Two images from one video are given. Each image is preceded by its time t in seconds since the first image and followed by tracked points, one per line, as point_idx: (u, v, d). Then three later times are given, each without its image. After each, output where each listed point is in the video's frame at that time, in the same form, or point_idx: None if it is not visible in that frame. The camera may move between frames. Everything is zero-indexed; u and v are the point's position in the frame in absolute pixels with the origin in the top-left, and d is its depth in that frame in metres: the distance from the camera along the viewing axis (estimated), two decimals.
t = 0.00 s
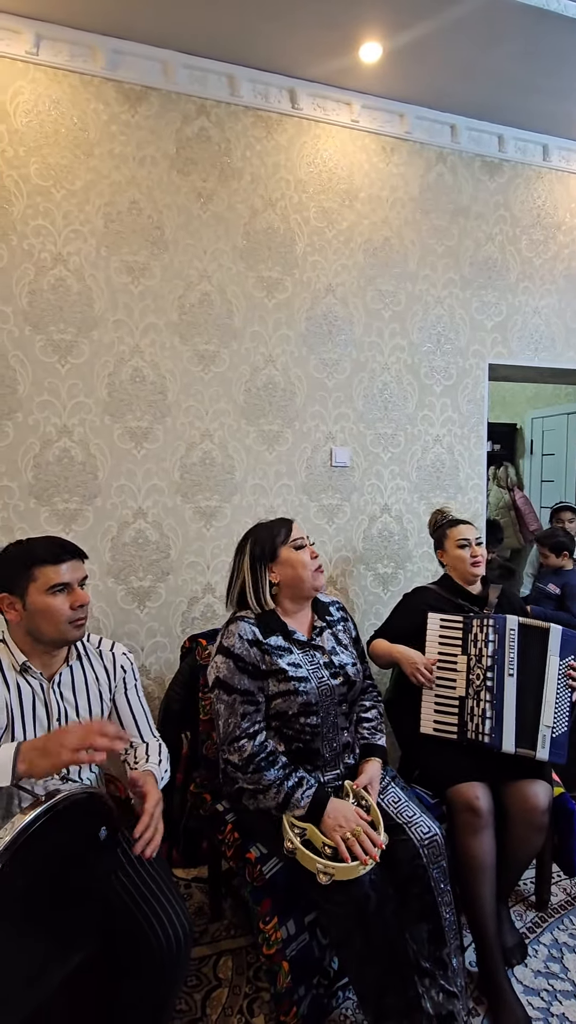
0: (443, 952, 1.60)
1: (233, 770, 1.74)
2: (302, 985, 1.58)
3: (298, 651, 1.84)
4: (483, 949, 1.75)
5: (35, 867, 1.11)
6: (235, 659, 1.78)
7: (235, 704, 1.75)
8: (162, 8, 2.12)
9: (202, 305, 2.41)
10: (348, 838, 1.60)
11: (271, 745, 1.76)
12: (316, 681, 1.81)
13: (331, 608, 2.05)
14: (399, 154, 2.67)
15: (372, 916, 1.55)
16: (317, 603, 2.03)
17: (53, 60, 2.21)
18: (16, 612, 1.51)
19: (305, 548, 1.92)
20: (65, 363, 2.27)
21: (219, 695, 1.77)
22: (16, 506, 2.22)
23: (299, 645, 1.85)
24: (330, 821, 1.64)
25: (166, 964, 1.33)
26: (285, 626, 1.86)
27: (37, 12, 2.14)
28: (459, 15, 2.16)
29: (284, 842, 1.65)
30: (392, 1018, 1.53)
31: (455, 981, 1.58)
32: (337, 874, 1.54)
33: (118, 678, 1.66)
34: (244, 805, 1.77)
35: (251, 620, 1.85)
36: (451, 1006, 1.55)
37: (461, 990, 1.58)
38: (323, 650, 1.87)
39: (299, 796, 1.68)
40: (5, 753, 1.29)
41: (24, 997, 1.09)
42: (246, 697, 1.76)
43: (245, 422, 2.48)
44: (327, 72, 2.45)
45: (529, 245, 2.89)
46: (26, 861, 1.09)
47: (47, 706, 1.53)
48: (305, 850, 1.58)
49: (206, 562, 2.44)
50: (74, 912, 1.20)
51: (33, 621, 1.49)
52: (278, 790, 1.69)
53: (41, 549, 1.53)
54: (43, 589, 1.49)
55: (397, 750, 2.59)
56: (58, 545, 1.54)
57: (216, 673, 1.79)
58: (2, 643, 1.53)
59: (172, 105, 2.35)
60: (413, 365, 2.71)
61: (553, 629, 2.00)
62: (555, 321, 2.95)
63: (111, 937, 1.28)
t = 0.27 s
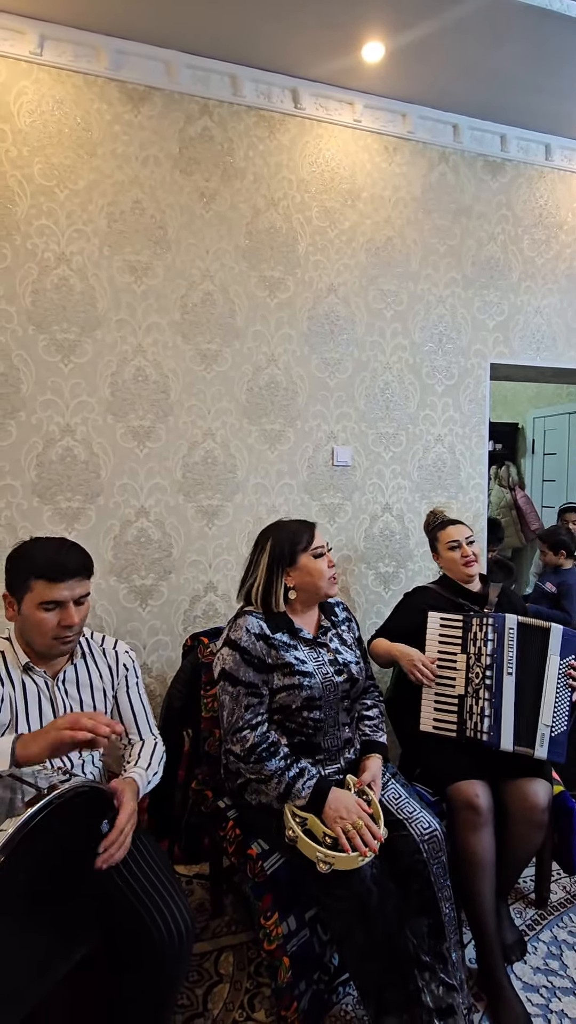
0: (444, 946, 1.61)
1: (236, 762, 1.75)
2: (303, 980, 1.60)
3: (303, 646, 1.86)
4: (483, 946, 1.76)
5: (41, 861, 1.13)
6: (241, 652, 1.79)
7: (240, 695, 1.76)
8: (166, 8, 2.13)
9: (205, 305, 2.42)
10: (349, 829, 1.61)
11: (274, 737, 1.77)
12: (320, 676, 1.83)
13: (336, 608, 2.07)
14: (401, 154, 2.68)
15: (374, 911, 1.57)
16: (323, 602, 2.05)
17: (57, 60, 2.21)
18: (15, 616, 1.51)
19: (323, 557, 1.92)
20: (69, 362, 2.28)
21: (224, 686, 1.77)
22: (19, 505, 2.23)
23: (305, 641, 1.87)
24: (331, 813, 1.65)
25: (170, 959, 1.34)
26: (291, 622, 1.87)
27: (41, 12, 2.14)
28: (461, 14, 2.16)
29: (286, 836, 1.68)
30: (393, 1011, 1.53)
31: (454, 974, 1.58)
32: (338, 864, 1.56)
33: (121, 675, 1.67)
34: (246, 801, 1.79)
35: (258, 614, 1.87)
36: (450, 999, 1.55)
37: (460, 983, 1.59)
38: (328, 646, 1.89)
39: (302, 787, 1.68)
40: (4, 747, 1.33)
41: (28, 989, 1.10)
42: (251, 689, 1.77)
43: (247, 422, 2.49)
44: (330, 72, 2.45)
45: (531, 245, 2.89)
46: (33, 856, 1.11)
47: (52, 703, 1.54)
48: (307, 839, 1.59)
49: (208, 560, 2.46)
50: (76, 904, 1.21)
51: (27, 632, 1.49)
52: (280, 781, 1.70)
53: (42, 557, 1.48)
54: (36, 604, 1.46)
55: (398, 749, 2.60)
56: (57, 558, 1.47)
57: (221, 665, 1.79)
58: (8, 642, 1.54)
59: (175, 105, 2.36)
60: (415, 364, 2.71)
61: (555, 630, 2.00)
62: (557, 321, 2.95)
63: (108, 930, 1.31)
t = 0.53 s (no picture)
0: (447, 942, 1.64)
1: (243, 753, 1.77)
2: (304, 976, 1.62)
3: (311, 642, 1.87)
4: (482, 943, 1.77)
5: (41, 857, 1.14)
6: (248, 646, 1.81)
7: (246, 688, 1.78)
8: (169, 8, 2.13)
9: (207, 304, 2.43)
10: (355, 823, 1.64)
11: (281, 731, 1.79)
12: (328, 671, 1.85)
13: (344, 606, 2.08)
14: (403, 154, 2.68)
15: (378, 904, 1.57)
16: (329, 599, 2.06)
17: (60, 59, 2.22)
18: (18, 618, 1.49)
19: (328, 547, 1.96)
20: (71, 361, 2.29)
21: (230, 679, 1.80)
22: (21, 503, 2.24)
23: (312, 636, 1.88)
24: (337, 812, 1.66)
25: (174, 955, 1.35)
26: (298, 617, 1.89)
27: (44, 12, 2.15)
28: (464, 14, 2.16)
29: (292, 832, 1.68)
30: (396, 1004, 1.57)
31: (458, 970, 1.62)
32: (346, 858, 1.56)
33: (124, 670, 1.68)
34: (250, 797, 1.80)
35: (266, 610, 1.88)
36: (453, 993, 1.59)
37: (463, 978, 1.62)
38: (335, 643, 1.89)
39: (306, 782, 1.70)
40: (14, 747, 1.30)
41: (31, 983, 1.13)
42: (257, 682, 1.79)
43: (249, 421, 2.49)
44: (332, 71, 2.45)
45: (533, 244, 2.89)
46: (32, 852, 1.12)
47: (56, 702, 1.54)
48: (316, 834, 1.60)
49: (209, 558, 2.46)
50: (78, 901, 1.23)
51: (29, 638, 1.47)
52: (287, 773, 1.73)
53: (47, 568, 1.44)
54: (38, 615, 1.44)
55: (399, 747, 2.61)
56: (62, 573, 1.42)
57: (228, 658, 1.81)
58: (11, 641, 1.54)
59: (178, 104, 2.36)
60: (417, 363, 2.72)
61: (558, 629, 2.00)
62: (558, 320, 2.95)
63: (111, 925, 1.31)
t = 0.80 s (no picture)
0: (446, 936, 1.64)
1: (246, 748, 1.77)
2: (303, 971, 1.63)
3: (315, 637, 1.89)
4: (482, 940, 1.77)
5: (46, 855, 1.14)
6: (257, 639, 1.81)
7: (256, 681, 1.77)
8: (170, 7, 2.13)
9: (208, 303, 2.43)
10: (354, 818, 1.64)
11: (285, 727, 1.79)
12: (332, 666, 1.86)
13: (345, 602, 2.11)
14: (404, 152, 2.68)
15: (378, 901, 1.59)
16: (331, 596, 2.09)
17: (61, 58, 2.22)
18: (29, 622, 1.46)
19: (337, 554, 1.95)
20: (73, 359, 2.29)
21: (239, 672, 1.79)
22: (23, 502, 2.25)
23: (316, 632, 1.90)
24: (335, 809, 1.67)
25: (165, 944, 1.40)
26: (302, 614, 1.90)
27: (45, 11, 2.15)
28: (465, 12, 2.16)
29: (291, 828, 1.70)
30: (394, 998, 1.59)
31: (456, 965, 1.62)
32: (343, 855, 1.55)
33: (130, 673, 1.69)
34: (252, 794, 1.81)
35: (272, 605, 1.89)
36: (451, 988, 1.59)
37: (462, 973, 1.63)
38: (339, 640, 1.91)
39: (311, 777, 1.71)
40: (13, 752, 1.32)
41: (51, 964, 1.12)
42: (266, 675, 1.79)
43: (250, 419, 2.50)
44: (333, 70, 2.45)
45: (534, 243, 2.89)
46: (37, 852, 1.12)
47: (61, 703, 1.56)
48: (314, 833, 1.59)
49: (210, 557, 2.47)
50: (83, 895, 1.24)
51: (40, 644, 1.45)
52: (290, 770, 1.73)
53: (64, 579, 1.39)
54: (51, 626, 1.41)
55: (399, 745, 2.62)
56: (80, 589, 1.38)
57: (236, 651, 1.81)
58: (19, 641, 1.54)
59: (179, 103, 2.36)
60: (418, 362, 2.72)
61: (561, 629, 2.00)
62: (559, 319, 2.95)
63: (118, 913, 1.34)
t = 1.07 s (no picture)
0: (447, 934, 1.64)
1: (250, 744, 1.77)
2: (304, 968, 1.64)
3: (316, 631, 1.90)
4: (482, 938, 1.78)
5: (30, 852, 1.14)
6: (257, 634, 1.82)
7: (257, 675, 1.78)
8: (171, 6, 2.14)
9: (209, 302, 2.44)
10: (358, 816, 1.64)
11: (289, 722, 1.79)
12: (333, 660, 1.87)
13: (343, 600, 2.12)
14: (405, 151, 2.68)
15: (379, 896, 1.61)
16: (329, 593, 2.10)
17: (62, 58, 2.23)
18: (60, 632, 1.43)
19: (324, 540, 1.99)
20: (74, 358, 2.30)
21: (240, 667, 1.80)
22: (25, 500, 2.26)
23: (317, 626, 1.92)
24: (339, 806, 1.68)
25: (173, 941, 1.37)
26: (301, 607, 1.92)
27: (46, 10, 2.15)
28: (465, 12, 2.16)
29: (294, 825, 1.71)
30: (396, 995, 1.60)
31: (458, 962, 1.62)
32: (347, 851, 1.57)
33: (145, 686, 1.65)
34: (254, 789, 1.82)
35: (271, 601, 1.90)
36: (453, 985, 1.60)
37: (463, 969, 1.62)
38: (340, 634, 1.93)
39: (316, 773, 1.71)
40: (5, 745, 1.28)
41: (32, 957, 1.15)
42: (267, 670, 1.80)
43: (251, 418, 2.50)
44: (334, 69, 2.45)
45: (535, 242, 2.89)
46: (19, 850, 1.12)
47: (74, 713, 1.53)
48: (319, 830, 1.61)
49: (211, 556, 2.47)
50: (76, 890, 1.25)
51: (67, 656, 1.42)
52: (294, 767, 1.73)
53: (106, 597, 1.37)
54: (84, 642, 1.38)
55: (400, 743, 2.62)
56: (120, 612, 1.35)
57: (237, 647, 1.81)
58: (35, 644, 1.50)
59: (180, 102, 2.37)
60: (419, 361, 2.72)
61: (562, 628, 2.00)
62: (560, 318, 2.95)
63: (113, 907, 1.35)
